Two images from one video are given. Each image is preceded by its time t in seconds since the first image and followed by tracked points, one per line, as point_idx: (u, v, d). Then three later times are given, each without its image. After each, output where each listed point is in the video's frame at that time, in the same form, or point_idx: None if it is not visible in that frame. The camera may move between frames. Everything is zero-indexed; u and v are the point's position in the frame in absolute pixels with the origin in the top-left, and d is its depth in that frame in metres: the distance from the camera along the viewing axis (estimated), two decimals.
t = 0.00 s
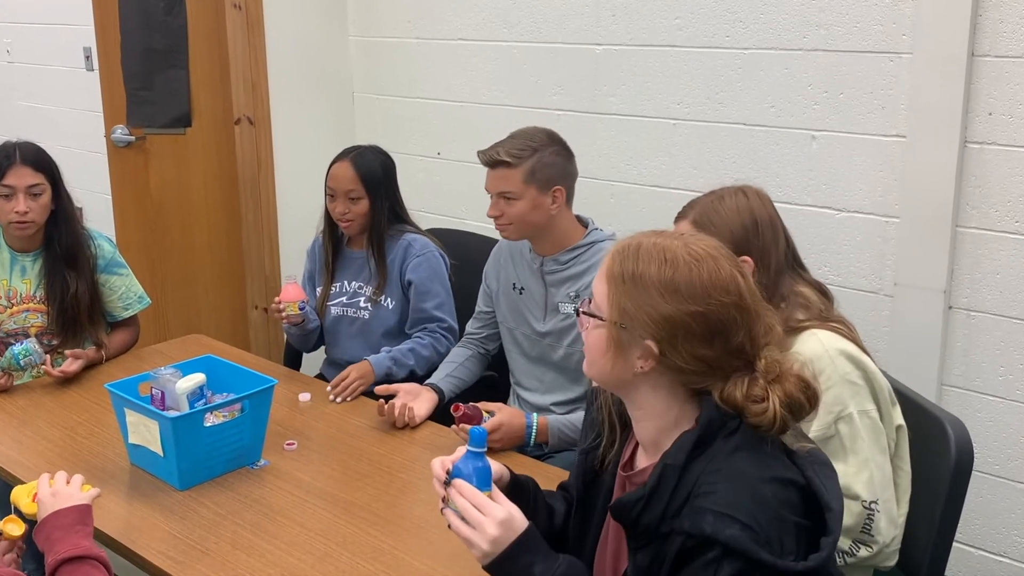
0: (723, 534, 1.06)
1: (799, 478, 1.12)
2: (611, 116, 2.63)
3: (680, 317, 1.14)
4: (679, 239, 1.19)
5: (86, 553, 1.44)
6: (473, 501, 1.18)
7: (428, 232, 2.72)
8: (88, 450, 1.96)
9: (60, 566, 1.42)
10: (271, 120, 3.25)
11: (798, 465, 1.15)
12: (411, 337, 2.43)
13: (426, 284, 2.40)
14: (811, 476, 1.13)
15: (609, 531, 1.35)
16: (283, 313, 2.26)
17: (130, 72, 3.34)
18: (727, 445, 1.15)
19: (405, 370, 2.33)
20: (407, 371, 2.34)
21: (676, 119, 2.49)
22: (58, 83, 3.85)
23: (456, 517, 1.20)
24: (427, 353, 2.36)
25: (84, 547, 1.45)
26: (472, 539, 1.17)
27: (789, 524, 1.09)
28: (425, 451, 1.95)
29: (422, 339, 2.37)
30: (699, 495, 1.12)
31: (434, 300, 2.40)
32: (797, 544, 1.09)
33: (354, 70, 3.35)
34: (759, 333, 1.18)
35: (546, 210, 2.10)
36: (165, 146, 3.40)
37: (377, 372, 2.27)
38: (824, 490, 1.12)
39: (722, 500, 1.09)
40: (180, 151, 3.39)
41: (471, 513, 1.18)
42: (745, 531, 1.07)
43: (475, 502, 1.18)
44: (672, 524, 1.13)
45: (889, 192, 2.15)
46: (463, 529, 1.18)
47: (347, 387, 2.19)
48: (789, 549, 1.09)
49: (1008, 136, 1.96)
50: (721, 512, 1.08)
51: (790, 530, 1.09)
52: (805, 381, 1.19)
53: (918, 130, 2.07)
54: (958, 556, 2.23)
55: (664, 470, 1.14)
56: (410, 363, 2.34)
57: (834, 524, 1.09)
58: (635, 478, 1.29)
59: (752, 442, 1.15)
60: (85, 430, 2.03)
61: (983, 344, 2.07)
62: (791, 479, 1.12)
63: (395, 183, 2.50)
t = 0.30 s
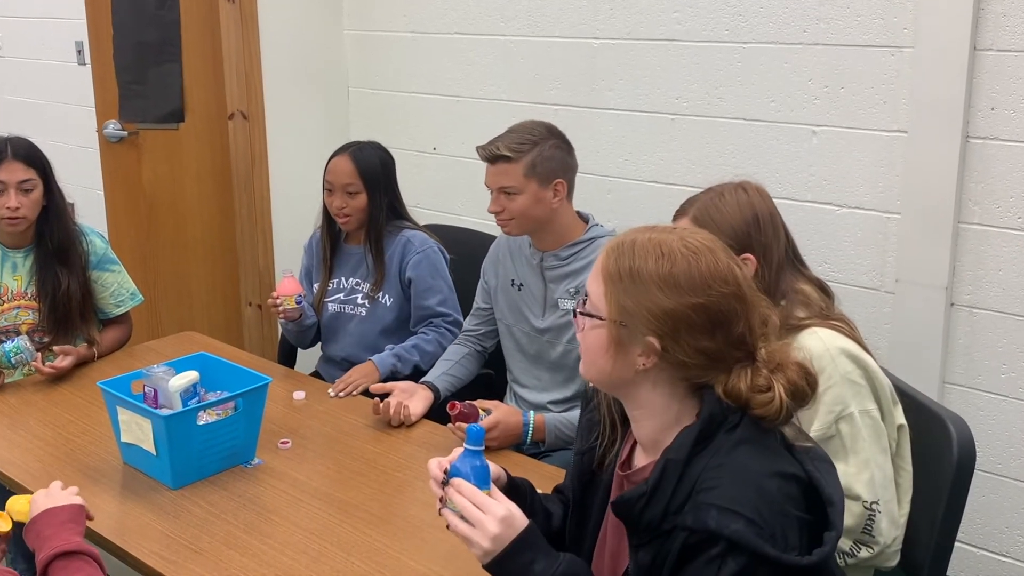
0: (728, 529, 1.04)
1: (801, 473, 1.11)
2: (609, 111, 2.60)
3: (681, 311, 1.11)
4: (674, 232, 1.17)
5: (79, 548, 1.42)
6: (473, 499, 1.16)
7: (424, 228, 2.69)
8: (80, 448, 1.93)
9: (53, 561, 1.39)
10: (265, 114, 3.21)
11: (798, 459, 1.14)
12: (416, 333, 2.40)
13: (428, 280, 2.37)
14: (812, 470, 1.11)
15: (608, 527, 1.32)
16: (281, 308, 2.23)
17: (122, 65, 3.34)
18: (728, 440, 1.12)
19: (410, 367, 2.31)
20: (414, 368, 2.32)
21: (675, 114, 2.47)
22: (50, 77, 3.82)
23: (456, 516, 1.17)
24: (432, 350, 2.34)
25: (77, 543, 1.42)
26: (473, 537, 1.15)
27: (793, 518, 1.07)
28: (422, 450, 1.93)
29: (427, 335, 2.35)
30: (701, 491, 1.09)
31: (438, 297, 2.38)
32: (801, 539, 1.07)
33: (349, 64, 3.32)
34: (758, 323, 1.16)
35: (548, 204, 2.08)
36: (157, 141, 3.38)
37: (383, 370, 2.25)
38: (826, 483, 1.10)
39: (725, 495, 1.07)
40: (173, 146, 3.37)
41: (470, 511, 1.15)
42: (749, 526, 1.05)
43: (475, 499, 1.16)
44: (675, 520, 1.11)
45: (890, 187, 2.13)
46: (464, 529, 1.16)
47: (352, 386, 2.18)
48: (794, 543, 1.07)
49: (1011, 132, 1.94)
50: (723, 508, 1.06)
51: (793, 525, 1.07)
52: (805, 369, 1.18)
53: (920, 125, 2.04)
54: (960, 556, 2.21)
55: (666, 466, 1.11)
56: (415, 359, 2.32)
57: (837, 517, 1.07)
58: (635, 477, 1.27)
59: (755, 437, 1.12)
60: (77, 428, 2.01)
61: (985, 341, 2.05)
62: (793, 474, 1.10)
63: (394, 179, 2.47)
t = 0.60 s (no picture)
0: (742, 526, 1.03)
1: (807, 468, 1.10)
2: (607, 105, 2.58)
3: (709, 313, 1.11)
4: (679, 233, 1.16)
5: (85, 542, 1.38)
6: (493, 495, 1.13)
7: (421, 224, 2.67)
8: (72, 447, 1.91)
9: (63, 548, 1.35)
10: (259, 109, 3.18)
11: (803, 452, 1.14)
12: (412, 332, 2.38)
13: (424, 277, 2.35)
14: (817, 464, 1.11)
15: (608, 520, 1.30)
16: (275, 307, 2.20)
17: (113, 59, 3.30)
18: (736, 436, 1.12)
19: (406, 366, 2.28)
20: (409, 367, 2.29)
21: (673, 109, 2.44)
22: (42, 72, 3.79)
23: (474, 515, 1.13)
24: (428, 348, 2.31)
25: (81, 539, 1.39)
26: (498, 533, 1.11)
27: (803, 514, 1.06)
28: (418, 448, 1.91)
29: (424, 333, 2.32)
30: (712, 489, 1.08)
31: (435, 294, 2.35)
32: (812, 535, 1.07)
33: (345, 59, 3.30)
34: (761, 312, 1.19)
35: (545, 199, 2.05)
36: (150, 135, 3.35)
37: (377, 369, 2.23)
38: (832, 478, 1.10)
39: (737, 492, 1.06)
40: (166, 141, 3.34)
41: (492, 506, 1.12)
42: (762, 522, 1.04)
43: (495, 494, 1.13)
44: (686, 519, 1.09)
45: (891, 182, 2.10)
46: (485, 526, 1.12)
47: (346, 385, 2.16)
48: (805, 540, 1.06)
49: (1013, 126, 1.92)
50: (736, 504, 1.05)
51: (804, 521, 1.07)
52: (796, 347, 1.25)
53: (921, 119, 2.02)
54: (963, 556, 2.19)
55: (676, 463, 1.10)
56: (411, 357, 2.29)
57: (846, 512, 1.07)
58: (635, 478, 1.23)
59: (764, 431, 1.12)
60: (69, 426, 1.98)
61: (988, 338, 2.03)
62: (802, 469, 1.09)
63: (391, 177, 2.44)
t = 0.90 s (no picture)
0: (795, 526, 1.06)
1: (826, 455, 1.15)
2: (605, 100, 2.55)
3: (739, 312, 1.17)
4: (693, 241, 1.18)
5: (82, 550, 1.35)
6: (568, 517, 1.07)
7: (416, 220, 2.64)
8: (63, 445, 1.88)
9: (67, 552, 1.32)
10: (253, 104, 3.16)
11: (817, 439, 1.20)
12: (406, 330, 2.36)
13: (419, 275, 2.33)
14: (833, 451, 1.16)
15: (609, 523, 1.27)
16: (267, 306, 2.18)
17: (106, 54, 3.28)
18: (762, 435, 1.15)
19: (401, 364, 2.26)
20: (404, 365, 2.27)
21: (672, 103, 2.41)
22: (34, 66, 3.75)
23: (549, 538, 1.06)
24: (424, 346, 2.29)
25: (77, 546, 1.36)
26: (581, 555, 1.05)
27: (838, 503, 1.11)
28: (414, 446, 1.88)
29: (418, 330, 2.30)
30: (752, 493, 1.11)
31: (431, 292, 2.33)
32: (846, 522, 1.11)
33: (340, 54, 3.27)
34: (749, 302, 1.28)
35: (539, 194, 2.03)
36: (143, 130, 3.32)
37: (374, 366, 2.20)
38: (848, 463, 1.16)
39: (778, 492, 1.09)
40: (158, 135, 3.31)
41: (571, 528, 1.06)
42: (810, 519, 1.07)
43: (572, 515, 1.07)
44: (732, 527, 1.11)
45: (892, 178, 2.08)
46: (564, 549, 1.05)
47: (341, 383, 2.13)
48: (843, 528, 1.11)
49: (1016, 121, 1.90)
50: (782, 505, 1.08)
51: (839, 509, 1.11)
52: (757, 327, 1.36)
53: (922, 114, 2.00)
54: (964, 556, 2.17)
55: (718, 472, 1.12)
56: (407, 355, 2.27)
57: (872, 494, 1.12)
58: (643, 489, 1.24)
59: (785, 426, 1.16)
60: (60, 424, 1.96)
61: (990, 336, 2.01)
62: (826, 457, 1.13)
63: (383, 171, 2.41)
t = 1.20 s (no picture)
0: (815, 539, 1.08)
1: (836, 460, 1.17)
2: (602, 94, 2.53)
3: (753, 319, 1.18)
4: (702, 249, 1.17)
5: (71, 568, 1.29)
6: (608, 531, 1.04)
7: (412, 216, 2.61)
8: (54, 444, 1.86)
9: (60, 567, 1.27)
10: (247, 98, 3.13)
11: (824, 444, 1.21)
12: (401, 328, 2.34)
13: (413, 272, 2.31)
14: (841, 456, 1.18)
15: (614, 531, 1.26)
16: (260, 306, 2.16)
17: (98, 48, 3.23)
18: (776, 444, 1.16)
19: (396, 362, 2.24)
20: (399, 363, 2.25)
21: (671, 98, 2.39)
22: (26, 61, 3.72)
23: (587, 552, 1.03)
24: (419, 345, 2.27)
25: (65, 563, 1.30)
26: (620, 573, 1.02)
27: (852, 510, 1.13)
28: (409, 445, 1.86)
29: (413, 328, 2.28)
30: (769, 505, 1.12)
31: (426, 289, 2.31)
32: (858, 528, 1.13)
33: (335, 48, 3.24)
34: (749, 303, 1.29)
35: (535, 190, 2.01)
36: (136, 125, 3.29)
37: (369, 365, 2.18)
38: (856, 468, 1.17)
39: (796, 504, 1.11)
40: (151, 130, 3.28)
41: (612, 544, 1.03)
42: (828, 530, 1.09)
43: (613, 531, 1.04)
44: (750, 539, 1.13)
45: (893, 173, 2.06)
46: (603, 565, 1.02)
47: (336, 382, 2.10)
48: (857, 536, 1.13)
49: (1019, 115, 1.87)
50: (801, 517, 1.10)
51: (852, 516, 1.13)
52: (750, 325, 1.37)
53: (923, 109, 1.97)
54: (966, 556, 2.15)
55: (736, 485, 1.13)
56: (402, 354, 2.25)
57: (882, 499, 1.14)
58: (650, 500, 1.23)
59: (797, 433, 1.18)
60: (51, 423, 1.93)
61: (993, 333, 1.99)
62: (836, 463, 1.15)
63: (375, 166, 2.39)
